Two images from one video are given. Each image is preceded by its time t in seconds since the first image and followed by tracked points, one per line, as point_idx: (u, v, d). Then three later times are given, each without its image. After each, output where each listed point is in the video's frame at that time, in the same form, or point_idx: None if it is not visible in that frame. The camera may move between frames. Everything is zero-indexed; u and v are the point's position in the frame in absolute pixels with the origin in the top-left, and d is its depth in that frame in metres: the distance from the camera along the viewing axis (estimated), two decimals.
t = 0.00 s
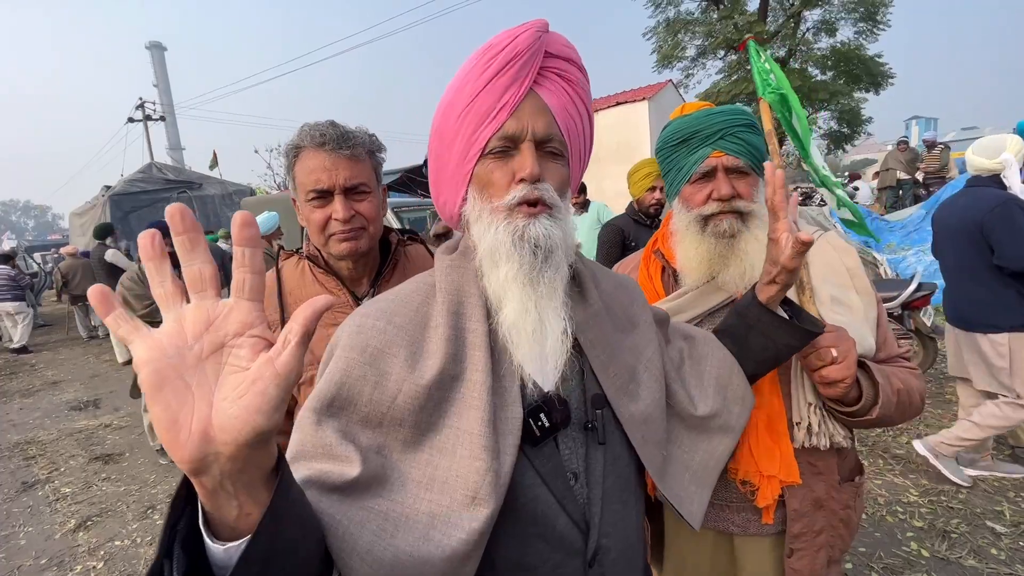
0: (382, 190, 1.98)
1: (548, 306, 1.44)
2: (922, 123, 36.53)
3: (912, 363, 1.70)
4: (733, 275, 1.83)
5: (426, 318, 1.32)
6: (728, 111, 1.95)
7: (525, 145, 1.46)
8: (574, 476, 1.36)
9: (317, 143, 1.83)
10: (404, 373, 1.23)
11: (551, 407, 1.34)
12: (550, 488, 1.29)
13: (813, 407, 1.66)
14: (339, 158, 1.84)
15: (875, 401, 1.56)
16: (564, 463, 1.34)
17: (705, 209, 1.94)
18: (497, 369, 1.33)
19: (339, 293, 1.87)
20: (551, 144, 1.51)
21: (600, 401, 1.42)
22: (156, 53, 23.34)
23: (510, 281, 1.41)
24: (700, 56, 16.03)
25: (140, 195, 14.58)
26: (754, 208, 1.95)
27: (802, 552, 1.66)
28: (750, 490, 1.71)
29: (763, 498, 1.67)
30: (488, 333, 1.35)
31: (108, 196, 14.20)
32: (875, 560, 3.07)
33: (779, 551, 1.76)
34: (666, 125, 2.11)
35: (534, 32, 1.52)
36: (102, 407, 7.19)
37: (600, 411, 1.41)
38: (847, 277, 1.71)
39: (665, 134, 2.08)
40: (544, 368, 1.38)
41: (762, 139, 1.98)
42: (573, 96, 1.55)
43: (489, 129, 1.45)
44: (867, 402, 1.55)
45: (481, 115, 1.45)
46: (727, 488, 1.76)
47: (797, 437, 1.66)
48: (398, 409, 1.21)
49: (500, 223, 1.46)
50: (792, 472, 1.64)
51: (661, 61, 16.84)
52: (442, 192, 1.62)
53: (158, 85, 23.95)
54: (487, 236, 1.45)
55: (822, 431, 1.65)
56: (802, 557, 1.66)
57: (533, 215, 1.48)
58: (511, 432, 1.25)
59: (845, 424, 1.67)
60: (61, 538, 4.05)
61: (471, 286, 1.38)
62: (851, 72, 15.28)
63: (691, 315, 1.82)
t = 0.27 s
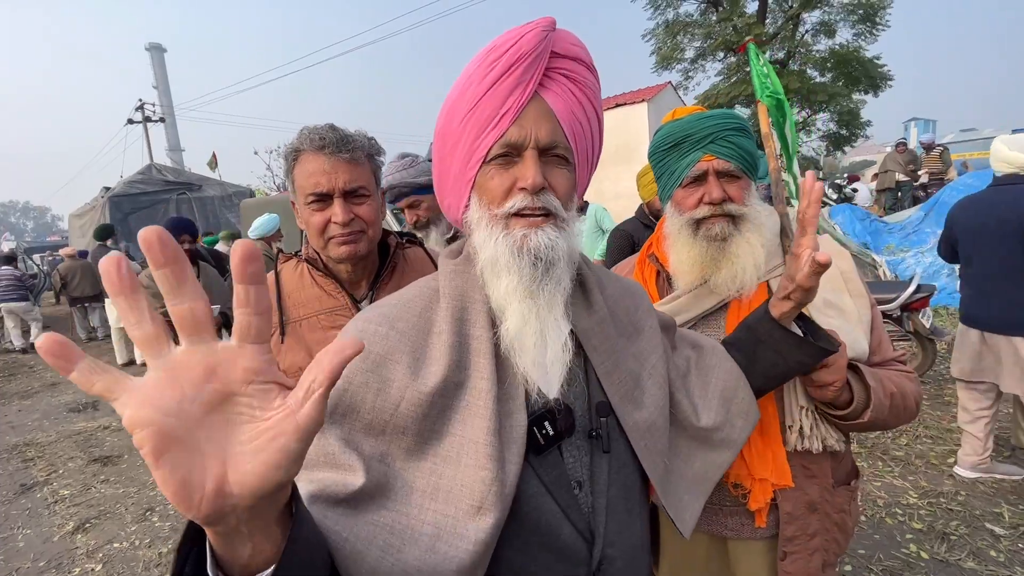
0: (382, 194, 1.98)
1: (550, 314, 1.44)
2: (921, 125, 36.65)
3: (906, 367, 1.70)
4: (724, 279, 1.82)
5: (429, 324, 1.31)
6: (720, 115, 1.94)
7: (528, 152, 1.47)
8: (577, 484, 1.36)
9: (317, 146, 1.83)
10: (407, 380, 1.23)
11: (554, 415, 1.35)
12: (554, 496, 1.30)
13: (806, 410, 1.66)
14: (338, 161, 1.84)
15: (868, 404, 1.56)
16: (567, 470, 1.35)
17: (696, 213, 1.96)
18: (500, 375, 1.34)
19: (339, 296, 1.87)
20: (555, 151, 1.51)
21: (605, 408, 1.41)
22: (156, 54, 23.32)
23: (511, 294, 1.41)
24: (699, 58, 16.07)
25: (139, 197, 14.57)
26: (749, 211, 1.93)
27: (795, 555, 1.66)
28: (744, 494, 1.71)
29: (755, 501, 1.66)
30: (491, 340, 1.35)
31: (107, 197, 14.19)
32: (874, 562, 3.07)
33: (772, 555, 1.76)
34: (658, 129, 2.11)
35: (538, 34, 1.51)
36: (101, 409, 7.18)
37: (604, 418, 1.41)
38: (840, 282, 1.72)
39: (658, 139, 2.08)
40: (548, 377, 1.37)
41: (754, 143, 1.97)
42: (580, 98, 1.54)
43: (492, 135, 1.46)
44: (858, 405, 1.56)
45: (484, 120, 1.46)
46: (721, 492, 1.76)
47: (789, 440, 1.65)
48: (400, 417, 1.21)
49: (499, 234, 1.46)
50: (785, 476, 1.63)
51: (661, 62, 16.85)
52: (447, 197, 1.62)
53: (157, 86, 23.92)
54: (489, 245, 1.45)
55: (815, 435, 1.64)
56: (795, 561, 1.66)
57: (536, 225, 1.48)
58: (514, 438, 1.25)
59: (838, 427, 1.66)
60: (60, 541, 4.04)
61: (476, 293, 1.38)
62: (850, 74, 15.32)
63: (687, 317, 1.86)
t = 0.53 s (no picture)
0: (383, 195, 1.98)
1: (553, 316, 1.42)
2: (920, 127, 36.70)
3: (907, 368, 1.69)
4: (726, 282, 1.80)
5: (433, 325, 1.31)
6: (720, 117, 1.94)
7: (525, 156, 1.46)
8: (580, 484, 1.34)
9: (319, 148, 1.84)
10: (410, 382, 1.22)
11: (559, 414, 1.35)
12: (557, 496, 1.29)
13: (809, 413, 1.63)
14: (341, 163, 1.84)
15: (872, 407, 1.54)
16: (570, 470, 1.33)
17: (696, 216, 1.97)
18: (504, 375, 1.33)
19: (341, 297, 1.87)
20: (552, 154, 1.50)
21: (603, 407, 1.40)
22: (157, 56, 23.35)
23: (517, 296, 1.40)
24: (699, 60, 16.10)
25: (140, 198, 14.58)
26: (748, 214, 1.94)
27: (798, 558, 1.66)
28: (748, 498, 1.71)
29: (760, 506, 1.66)
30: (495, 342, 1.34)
31: (107, 198, 14.20)
32: (876, 564, 3.06)
33: (777, 558, 1.76)
34: (658, 131, 2.11)
35: (530, 37, 1.51)
36: (101, 410, 7.17)
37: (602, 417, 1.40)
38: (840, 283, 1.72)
39: (658, 141, 2.08)
40: (550, 378, 1.34)
41: (754, 145, 1.97)
42: (574, 101, 1.54)
43: (489, 140, 1.45)
44: (864, 407, 1.50)
45: (481, 125, 1.45)
46: (726, 495, 1.75)
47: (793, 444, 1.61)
48: (404, 419, 1.20)
49: (500, 238, 1.46)
50: (790, 480, 1.62)
51: (661, 64, 16.88)
52: (445, 203, 1.62)
53: (157, 87, 23.94)
54: (489, 249, 1.44)
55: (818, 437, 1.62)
56: (800, 564, 1.66)
57: (537, 228, 1.49)
58: (520, 438, 1.25)
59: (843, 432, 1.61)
60: (59, 543, 4.03)
61: (478, 293, 1.37)
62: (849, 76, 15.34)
63: (686, 320, 1.86)
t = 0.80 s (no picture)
0: (388, 200, 2.00)
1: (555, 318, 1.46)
2: (919, 129, 36.75)
3: (905, 371, 1.71)
4: (724, 288, 1.83)
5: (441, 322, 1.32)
6: (719, 123, 1.95)
7: (530, 163, 1.48)
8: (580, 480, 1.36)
9: (324, 154, 1.86)
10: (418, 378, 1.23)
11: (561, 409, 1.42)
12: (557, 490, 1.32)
13: (808, 416, 1.66)
14: (345, 169, 1.86)
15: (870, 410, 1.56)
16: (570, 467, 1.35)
17: (695, 221, 1.98)
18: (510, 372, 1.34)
19: (346, 300, 1.88)
20: (554, 161, 1.52)
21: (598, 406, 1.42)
22: (159, 58, 23.41)
23: (520, 298, 1.42)
24: (698, 62, 16.15)
25: (141, 200, 14.61)
26: (746, 219, 1.95)
27: (799, 561, 1.66)
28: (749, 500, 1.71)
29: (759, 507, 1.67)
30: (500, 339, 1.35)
31: (108, 201, 14.24)
32: (876, 566, 3.07)
33: (776, 559, 1.76)
34: (657, 136, 2.13)
35: (535, 50, 1.54)
36: (101, 412, 7.18)
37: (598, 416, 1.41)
38: (838, 286, 1.74)
39: (656, 147, 2.09)
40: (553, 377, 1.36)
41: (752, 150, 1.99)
42: (576, 112, 1.57)
43: (494, 148, 1.47)
44: (860, 410, 1.56)
45: (486, 134, 1.47)
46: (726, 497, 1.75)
47: (792, 446, 1.66)
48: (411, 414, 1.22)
49: (503, 241, 1.47)
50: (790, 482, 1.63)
51: (660, 67, 16.92)
52: (450, 209, 1.65)
53: (158, 90, 24.00)
54: (493, 252, 1.46)
55: (818, 440, 1.65)
56: (799, 567, 1.66)
57: (540, 233, 1.51)
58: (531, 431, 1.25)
59: (840, 431, 1.67)
60: (61, 544, 4.04)
61: (483, 293, 1.39)
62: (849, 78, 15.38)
63: (685, 325, 1.88)
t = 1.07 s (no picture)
0: (388, 204, 2.01)
1: (550, 317, 1.49)
2: (920, 131, 36.74)
3: (904, 375, 1.71)
4: (723, 291, 1.84)
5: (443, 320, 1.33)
6: (718, 127, 1.96)
7: (533, 166, 1.50)
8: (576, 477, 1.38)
9: (325, 159, 1.86)
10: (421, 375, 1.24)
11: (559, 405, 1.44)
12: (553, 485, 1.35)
13: (806, 419, 1.67)
14: (346, 174, 1.87)
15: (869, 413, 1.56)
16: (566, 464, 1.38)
17: (695, 226, 1.99)
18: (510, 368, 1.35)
19: (347, 302, 1.90)
20: (558, 166, 1.53)
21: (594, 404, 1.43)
22: (160, 61, 23.48)
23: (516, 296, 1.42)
24: (699, 65, 16.19)
25: (143, 202, 14.66)
26: (746, 223, 1.95)
27: (796, 564, 1.67)
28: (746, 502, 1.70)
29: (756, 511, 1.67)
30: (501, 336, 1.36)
31: (110, 203, 14.29)
32: (877, 568, 3.07)
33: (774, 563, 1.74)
34: (656, 140, 2.13)
35: (546, 60, 1.55)
36: (103, 413, 7.19)
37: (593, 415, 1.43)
38: (836, 289, 1.74)
39: (656, 151, 2.10)
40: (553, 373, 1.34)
41: (752, 154, 2.00)
42: (583, 120, 1.58)
43: (501, 151, 1.49)
44: (858, 414, 1.56)
45: (493, 138, 1.49)
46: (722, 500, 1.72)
47: (789, 450, 1.67)
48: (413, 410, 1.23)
49: (504, 240, 1.48)
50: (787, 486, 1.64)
51: (661, 69, 16.96)
52: (456, 211, 1.67)
53: (160, 92, 24.07)
54: (494, 250, 1.47)
55: (815, 443, 1.65)
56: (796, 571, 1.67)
57: (540, 233, 1.51)
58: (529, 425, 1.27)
59: (838, 435, 1.67)
60: (62, 546, 4.05)
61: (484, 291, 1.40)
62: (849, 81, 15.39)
63: (683, 327, 1.89)
